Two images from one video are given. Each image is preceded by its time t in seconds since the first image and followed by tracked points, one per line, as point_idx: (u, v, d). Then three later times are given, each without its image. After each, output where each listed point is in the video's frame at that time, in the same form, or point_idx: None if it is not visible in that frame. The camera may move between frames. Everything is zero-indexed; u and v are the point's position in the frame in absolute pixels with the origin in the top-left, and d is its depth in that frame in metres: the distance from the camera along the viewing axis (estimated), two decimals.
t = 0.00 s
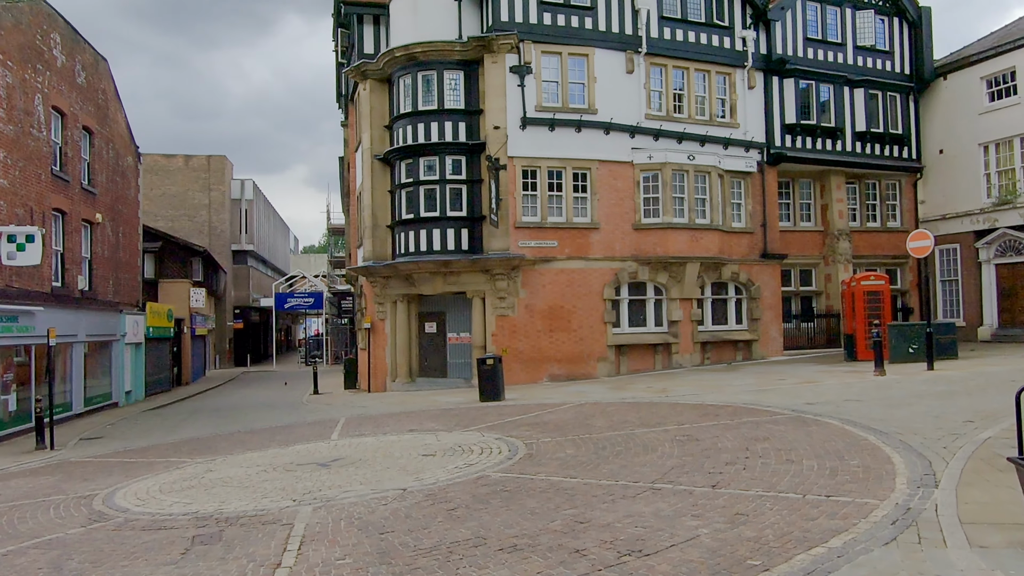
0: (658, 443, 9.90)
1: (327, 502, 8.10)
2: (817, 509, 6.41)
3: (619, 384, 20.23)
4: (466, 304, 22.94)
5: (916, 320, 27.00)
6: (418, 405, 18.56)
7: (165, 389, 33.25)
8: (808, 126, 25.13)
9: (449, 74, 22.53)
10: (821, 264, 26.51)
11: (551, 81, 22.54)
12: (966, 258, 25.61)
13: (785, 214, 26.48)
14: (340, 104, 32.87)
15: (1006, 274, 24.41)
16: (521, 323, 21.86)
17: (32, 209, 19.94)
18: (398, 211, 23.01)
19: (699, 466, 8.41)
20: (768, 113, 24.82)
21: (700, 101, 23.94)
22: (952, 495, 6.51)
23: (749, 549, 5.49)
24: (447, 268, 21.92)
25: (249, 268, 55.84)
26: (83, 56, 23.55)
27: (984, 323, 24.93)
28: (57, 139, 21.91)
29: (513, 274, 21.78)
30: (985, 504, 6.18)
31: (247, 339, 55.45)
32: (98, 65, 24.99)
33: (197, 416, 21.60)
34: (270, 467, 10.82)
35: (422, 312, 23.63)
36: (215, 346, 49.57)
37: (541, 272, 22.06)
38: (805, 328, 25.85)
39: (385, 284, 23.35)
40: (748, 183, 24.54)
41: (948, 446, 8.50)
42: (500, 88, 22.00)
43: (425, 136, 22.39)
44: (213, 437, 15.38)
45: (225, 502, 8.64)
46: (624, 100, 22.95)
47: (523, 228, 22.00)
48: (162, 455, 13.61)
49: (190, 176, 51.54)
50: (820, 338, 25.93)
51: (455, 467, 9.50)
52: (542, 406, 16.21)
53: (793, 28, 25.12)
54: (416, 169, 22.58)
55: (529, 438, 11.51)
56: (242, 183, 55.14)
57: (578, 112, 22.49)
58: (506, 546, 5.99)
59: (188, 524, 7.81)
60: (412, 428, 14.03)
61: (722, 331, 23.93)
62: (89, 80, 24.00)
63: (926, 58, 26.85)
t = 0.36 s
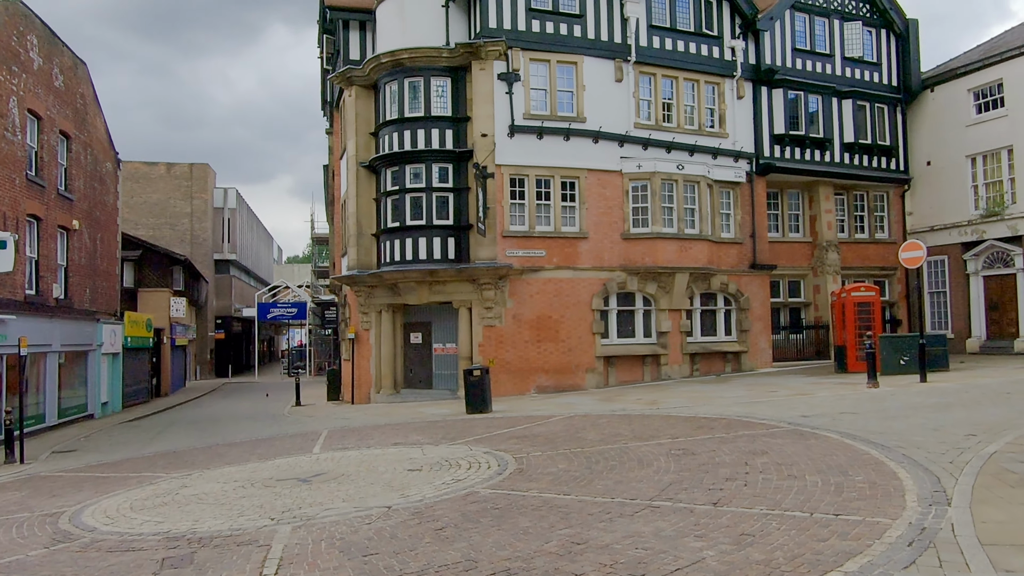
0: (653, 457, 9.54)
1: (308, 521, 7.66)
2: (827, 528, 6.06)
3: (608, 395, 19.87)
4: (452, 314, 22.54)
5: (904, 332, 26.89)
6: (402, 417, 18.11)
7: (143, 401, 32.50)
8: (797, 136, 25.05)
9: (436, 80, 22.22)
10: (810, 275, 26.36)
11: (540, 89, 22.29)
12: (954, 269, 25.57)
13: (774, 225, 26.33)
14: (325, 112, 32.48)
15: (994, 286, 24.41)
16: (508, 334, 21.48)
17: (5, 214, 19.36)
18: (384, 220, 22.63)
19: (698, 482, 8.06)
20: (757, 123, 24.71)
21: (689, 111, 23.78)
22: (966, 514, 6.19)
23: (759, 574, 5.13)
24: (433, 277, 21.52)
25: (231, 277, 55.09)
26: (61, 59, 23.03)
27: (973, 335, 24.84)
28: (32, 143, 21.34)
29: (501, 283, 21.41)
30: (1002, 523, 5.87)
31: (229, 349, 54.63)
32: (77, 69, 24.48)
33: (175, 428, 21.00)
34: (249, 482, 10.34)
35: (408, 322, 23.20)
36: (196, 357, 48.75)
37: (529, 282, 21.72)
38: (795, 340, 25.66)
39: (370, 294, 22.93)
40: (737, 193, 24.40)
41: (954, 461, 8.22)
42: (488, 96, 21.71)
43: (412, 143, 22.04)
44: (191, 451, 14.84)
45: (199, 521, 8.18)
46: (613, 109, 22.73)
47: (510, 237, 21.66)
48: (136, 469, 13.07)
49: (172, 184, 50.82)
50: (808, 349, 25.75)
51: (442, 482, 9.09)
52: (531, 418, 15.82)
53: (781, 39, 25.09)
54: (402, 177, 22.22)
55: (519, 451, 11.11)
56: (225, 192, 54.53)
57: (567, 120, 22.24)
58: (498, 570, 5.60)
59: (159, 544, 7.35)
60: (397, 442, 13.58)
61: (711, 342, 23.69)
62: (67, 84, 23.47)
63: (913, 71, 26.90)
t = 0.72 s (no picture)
0: (654, 471, 9.18)
1: (292, 540, 7.23)
2: (846, 549, 5.72)
3: (602, 404, 19.51)
4: (442, 322, 22.14)
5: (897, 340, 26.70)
6: (391, 427, 17.67)
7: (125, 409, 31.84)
8: (790, 143, 24.88)
9: (427, 84, 21.90)
10: (803, 283, 26.16)
11: (532, 94, 21.99)
12: (947, 277, 25.42)
13: (767, 232, 26.13)
14: (314, 116, 32.10)
15: (987, 294, 24.28)
16: (500, 342, 21.10)
17: None
18: (373, 225, 22.24)
19: (703, 497, 7.70)
20: (751, 129, 24.52)
21: (683, 117, 23.57)
22: (991, 533, 5.87)
23: None
24: (423, 284, 21.13)
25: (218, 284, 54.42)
26: (43, 60, 22.54)
27: (966, 344, 24.67)
28: (12, 145, 20.82)
29: (492, 290, 21.05)
30: None
31: (215, 356, 53.90)
32: (60, 70, 23.98)
33: (158, 438, 20.44)
34: (232, 497, 9.89)
35: (397, 329, 22.79)
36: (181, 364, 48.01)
37: (521, 288, 21.36)
38: (788, 348, 25.42)
39: (358, 300, 22.52)
40: (731, 200, 24.20)
41: (967, 475, 7.91)
42: (479, 100, 21.40)
43: (402, 147, 21.68)
44: (171, 462, 14.35)
45: (177, 539, 7.73)
46: (606, 114, 22.48)
47: (502, 243, 21.32)
48: (114, 481, 12.57)
49: (158, 189, 50.18)
50: (802, 358, 25.52)
51: (434, 497, 8.69)
52: (524, 428, 15.43)
53: (775, 45, 24.95)
54: (392, 181, 21.85)
55: (513, 464, 10.72)
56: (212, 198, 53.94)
57: (560, 125, 21.96)
58: None
59: (133, 565, 6.90)
60: (386, 453, 13.14)
61: (704, 351, 23.42)
62: (49, 85, 22.96)
63: (906, 78, 26.84)
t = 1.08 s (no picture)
0: (659, 479, 8.82)
1: (279, 554, 6.83)
2: (871, 565, 5.36)
3: (599, 409, 19.15)
4: (437, 324, 21.75)
5: (896, 344, 26.44)
6: (383, 432, 17.25)
7: (113, 413, 31.30)
8: (789, 145, 24.62)
9: (421, 83, 21.53)
10: (801, 286, 25.87)
11: (528, 93, 21.66)
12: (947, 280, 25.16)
13: (765, 235, 25.84)
14: (307, 116, 31.69)
15: (987, 298, 24.04)
16: (495, 345, 20.72)
17: None
18: (366, 226, 21.85)
19: (712, 507, 7.34)
20: (749, 130, 24.25)
21: (680, 117, 23.29)
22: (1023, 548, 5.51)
23: None
24: (417, 286, 20.73)
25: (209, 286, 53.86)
26: (29, 56, 22.09)
27: (966, 347, 24.40)
28: None
29: (487, 293, 20.67)
30: None
31: (206, 360, 53.32)
32: (46, 67, 23.51)
33: (144, 443, 19.94)
34: (218, 506, 9.47)
35: (390, 332, 22.38)
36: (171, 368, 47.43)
37: (516, 291, 21.00)
38: (787, 352, 25.11)
39: (351, 303, 22.14)
40: (729, 202, 23.92)
41: (987, 483, 7.56)
42: (475, 99, 21.05)
43: (396, 147, 21.31)
44: (157, 469, 13.92)
45: (157, 552, 7.32)
46: (603, 114, 22.16)
47: (498, 245, 20.95)
48: (97, 489, 12.11)
49: (149, 190, 49.63)
50: (801, 362, 25.22)
51: (429, 507, 8.31)
52: (521, 433, 15.04)
53: (773, 46, 24.71)
54: (385, 182, 21.46)
55: (510, 471, 10.33)
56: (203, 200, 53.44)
57: (556, 125, 21.62)
58: None
59: None
60: (379, 459, 12.74)
61: (702, 354, 23.09)
62: (35, 82, 22.49)
63: (904, 80, 26.63)
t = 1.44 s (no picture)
0: (668, 482, 8.50)
1: (272, 563, 6.48)
2: None
3: (600, 409, 18.83)
4: (434, 323, 21.39)
5: (898, 344, 26.19)
6: (380, 433, 16.90)
7: (105, 413, 30.87)
8: (791, 141, 24.34)
9: (419, 77, 21.18)
10: (803, 285, 25.59)
11: (527, 88, 21.32)
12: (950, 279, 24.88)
13: (766, 233, 25.54)
14: (302, 113, 31.30)
15: (990, 297, 23.78)
16: (493, 344, 20.38)
17: None
18: (362, 224, 21.50)
19: (727, 512, 7.01)
20: (751, 127, 23.96)
21: (681, 113, 22.99)
22: None
23: None
24: (414, 284, 20.38)
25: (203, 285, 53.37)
26: (19, 50, 21.68)
27: (969, 347, 24.15)
28: None
29: (485, 291, 20.32)
30: None
31: (200, 359, 52.85)
32: (36, 61, 23.08)
33: (136, 445, 19.52)
34: (209, 511, 9.10)
35: (387, 331, 22.02)
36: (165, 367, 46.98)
37: (515, 289, 20.66)
38: (788, 352, 24.82)
39: (347, 301, 21.80)
40: (730, 199, 23.63)
41: (1012, 487, 7.24)
42: (473, 94, 20.70)
43: (393, 143, 20.95)
44: (148, 471, 13.55)
45: (144, 560, 6.96)
46: (603, 110, 21.84)
47: (496, 242, 20.61)
48: (85, 492, 11.73)
49: (142, 188, 49.14)
50: (802, 361, 24.94)
51: (429, 513, 7.98)
52: (521, 435, 14.70)
53: (775, 41, 24.41)
54: (382, 178, 21.10)
55: (512, 474, 10.00)
56: (197, 198, 52.95)
57: (555, 121, 21.29)
58: None
59: None
60: (376, 461, 12.39)
61: (703, 354, 22.79)
62: (24, 76, 22.08)
63: (907, 76, 26.38)
